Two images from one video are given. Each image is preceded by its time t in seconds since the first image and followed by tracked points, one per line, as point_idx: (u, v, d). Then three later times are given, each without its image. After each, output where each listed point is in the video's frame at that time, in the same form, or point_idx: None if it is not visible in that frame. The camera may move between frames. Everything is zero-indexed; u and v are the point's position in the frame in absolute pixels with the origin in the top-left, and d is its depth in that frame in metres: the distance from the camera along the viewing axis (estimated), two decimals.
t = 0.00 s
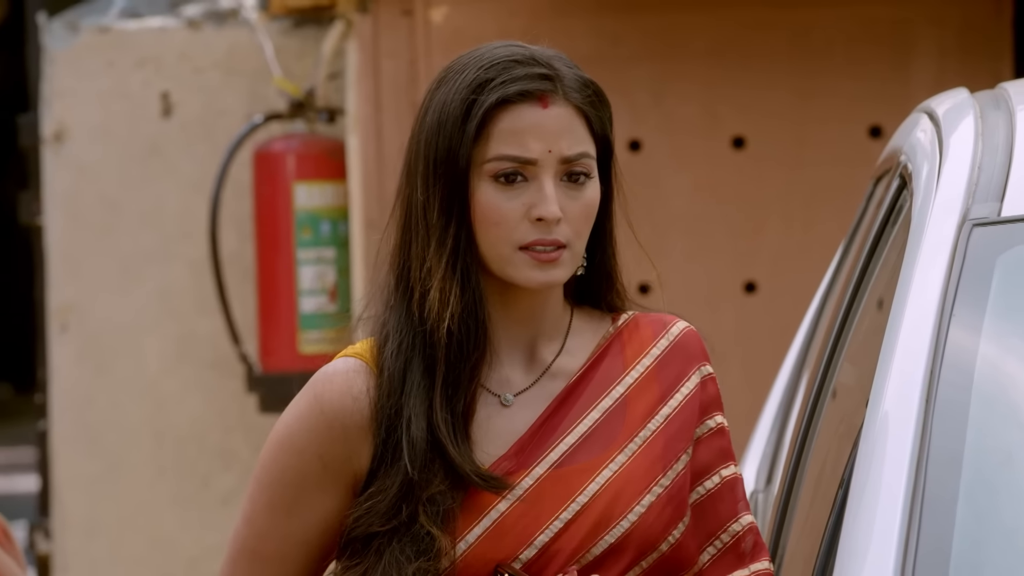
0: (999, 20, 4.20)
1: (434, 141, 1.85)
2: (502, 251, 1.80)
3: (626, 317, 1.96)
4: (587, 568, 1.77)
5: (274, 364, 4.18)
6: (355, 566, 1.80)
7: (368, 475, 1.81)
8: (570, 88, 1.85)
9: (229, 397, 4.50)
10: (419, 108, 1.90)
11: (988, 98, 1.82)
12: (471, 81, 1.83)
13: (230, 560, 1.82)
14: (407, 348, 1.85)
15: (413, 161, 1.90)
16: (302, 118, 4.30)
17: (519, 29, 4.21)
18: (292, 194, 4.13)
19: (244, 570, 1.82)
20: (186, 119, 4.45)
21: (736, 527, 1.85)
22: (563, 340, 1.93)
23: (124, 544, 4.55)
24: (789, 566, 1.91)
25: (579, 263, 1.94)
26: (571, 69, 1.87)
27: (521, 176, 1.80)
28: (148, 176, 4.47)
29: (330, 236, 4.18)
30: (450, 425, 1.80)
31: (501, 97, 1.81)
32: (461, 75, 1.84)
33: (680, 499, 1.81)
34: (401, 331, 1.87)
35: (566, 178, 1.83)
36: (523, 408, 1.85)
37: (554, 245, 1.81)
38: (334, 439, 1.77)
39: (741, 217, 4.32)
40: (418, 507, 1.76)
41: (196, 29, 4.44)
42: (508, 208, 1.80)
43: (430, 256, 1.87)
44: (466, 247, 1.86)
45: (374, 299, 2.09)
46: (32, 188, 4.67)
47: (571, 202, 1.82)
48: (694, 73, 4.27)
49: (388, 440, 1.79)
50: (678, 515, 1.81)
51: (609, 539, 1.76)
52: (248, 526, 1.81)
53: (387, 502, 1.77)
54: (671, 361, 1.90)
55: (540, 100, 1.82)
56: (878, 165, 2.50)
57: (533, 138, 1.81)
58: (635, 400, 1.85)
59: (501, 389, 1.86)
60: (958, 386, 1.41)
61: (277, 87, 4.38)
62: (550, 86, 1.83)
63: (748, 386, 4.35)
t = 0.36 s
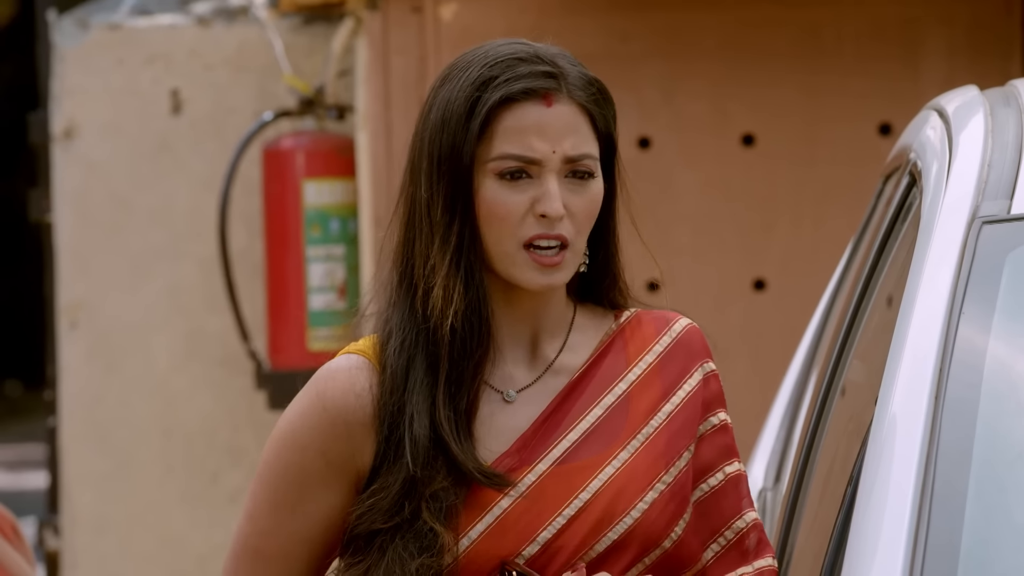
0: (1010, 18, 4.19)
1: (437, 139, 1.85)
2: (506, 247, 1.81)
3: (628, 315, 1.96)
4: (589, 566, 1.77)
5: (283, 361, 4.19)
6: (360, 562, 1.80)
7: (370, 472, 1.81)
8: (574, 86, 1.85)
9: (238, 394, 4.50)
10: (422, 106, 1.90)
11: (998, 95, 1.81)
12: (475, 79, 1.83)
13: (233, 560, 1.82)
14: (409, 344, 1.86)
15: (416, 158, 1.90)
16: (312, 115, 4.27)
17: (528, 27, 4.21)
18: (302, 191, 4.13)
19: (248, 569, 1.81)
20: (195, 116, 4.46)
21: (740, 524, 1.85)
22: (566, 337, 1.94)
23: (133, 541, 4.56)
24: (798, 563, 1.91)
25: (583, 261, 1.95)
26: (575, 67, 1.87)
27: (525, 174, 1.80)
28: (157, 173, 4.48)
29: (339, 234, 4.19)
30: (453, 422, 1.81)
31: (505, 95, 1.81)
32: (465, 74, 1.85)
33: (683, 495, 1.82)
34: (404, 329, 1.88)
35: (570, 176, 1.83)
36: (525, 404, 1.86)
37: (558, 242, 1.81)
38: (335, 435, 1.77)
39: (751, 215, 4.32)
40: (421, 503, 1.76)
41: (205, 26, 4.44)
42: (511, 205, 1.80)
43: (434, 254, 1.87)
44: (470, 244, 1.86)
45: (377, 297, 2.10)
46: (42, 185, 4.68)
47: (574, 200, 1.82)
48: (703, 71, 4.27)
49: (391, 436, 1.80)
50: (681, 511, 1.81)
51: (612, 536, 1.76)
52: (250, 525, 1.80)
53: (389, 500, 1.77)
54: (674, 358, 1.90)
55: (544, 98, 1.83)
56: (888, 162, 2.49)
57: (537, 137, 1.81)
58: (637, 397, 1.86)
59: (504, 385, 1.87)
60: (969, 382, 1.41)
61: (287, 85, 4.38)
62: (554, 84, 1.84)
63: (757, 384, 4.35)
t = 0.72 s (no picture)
0: (1010, 12, 4.21)
1: (432, 139, 1.86)
2: (499, 242, 1.81)
3: (618, 312, 2.00)
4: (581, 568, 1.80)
5: (282, 355, 4.19)
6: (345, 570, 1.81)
7: (360, 474, 1.83)
8: (568, 83, 1.86)
9: (238, 388, 4.51)
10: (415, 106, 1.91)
11: (998, 89, 1.81)
12: (468, 77, 1.83)
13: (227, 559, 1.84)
14: (397, 345, 1.88)
15: (410, 158, 1.91)
16: (312, 109, 4.28)
17: (528, 22, 4.22)
18: (302, 186, 4.13)
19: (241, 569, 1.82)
20: (195, 110, 4.46)
21: (732, 521, 1.90)
22: (557, 336, 1.97)
23: (133, 535, 4.57)
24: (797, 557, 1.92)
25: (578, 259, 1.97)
26: (569, 64, 1.88)
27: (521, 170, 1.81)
28: (157, 167, 4.48)
29: (339, 228, 4.19)
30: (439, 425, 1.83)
31: (500, 92, 1.81)
32: (458, 72, 1.85)
33: (677, 494, 1.84)
34: (394, 331, 1.89)
35: (565, 174, 1.83)
36: (516, 407, 1.88)
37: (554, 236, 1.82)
38: (326, 437, 1.79)
39: (751, 210, 4.32)
40: (408, 512, 1.78)
41: (205, 20, 4.44)
42: (506, 199, 1.80)
43: (427, 254, 1.88)
44: (461, 241, 1.87)
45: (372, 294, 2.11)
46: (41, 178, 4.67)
47: (571, 194, 1.82)
48: (703, 65, 4.27)
49: (378, 441, 1.82)
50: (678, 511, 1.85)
51: (605, 538, 1.80)
52: (246, 524, 1.83)
53: (375, 506, 1.79)
54: (662, 358, 1.93)
55: (537, 95, 1.83)
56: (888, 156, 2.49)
57: (532, 134, 1.81)
58: (628, 396, 1.88)
59: (495, 388, 1.89)
60: (968, 375, 1.42)
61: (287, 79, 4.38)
62: (548, 80, 1.84)
63: (757, 377, 4.36)
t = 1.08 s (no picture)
0: (1009, 7, 4.22)
1: (442, 124, 1.85)
2: (525, 220, 1.83)
3: (599, 305, 2.02)
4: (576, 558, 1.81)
5: (282, 349, 4.18)
6: (358, 567, 1.82)
7: (362, 471, 1.83)
8: (559, 61, 1.93)
9: (238, 382, 4.52)
10: (409, 94, 1.89)
11: (997, 83, 1.81)
12: (475, 59, 1.85)
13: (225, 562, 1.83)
14: (409, 337, 1.87)
15: (411, 149, 1.89)
16: (311, 102, 4.26)
17: (527, 16, 4.22)
18: (301, 179, 4.13)
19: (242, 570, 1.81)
20: (195, 104, 4.46)
21: (718, 508, 1.88)
22: (542, 324, 1.98)
23: (133, 529, 4.57)
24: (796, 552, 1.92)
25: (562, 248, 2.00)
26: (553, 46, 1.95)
27: (537, 146, 1.85)
28: (157, 161, 4.48)
29: (338, 222, 4.17)
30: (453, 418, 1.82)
31: (512, 70, 1.85)
32: (460, 55, 1.86)
33: (665, 482, 1.85)
34: (407, 321, 1.88)
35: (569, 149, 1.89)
36: (506, 398, 1.90)
37: (571, 211, 1.85)
38: (321, 437, 1.79)
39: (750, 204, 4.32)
40: (414, 513, 1.78)
41: (204, 14, 4.44)
42: (529, 176, 1.83)
43: (444, 242, 1.87)
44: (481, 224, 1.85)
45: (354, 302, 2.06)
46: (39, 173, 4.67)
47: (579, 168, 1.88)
48: (703, 59, 4.27)
49: (384, 436, 1.82)
50: (665, 499, 1.85)
51: (598, 525, 1.80)
52: (239, 527, 1.82)
53: (387, 501, 1.78)
54: (646, 348, 1.96)
55: (540, 71, 1.88)
56: (887, 150, 2.50)
57: (544, 110, 1.86)
58: (614, 385, 1.90)
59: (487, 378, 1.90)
60: (966, 370, 1.42)
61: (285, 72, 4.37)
62: (546, 57, 1.90)
63: (756, 372, 4.36)
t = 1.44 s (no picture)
0: (1007, 8, 4.19)
1: (429, 128, 1.84)
2: (508, 228, 1.82)
3: (567, 303, 2.02)
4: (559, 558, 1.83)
5: (277, 353, 4.15)
6: (344, 569, 1.82)
7: (348, 473, 1.83)
8: (548, 68, 1.92)
9: (234, 385, 4.50)
10: (397, 98, 1.88)
11: (994, 86, 1.81)
12: (464, 64, 1.84)
13: (206, 565, 1.82)
14: (394, 342, 1.88)
15: (397, 152, 1.88)
16: (307, 106, 4.27)
17: (523, 19, 4.23)
18: (297, 182, 4.12)
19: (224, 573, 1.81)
20: (192, 107, 4.45)
21: (697, 497, 1.89)
22: (520, 324, 1.98)
23: (130, 532, 4.57)
24: (793, 555, 1.92)
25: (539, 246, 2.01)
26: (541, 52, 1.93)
27: (523, 153, 1.84)
28: (154, 163, 4.48)
29: (335, 225, 4.15)
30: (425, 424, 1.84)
31: (500, 77, 1.83)
32: (448, 60, 1.85)
33: (644, 475, 1.87)
34: (392, 326, 1.89)
35: (554, 154, 1.88)
36: (487, 400, 1.91)
37: (554, 218, 1.85)
38: (307, 438, 1.79)
39: (748, 207, 4.32)
40: (403, 515, 1.79)
41: (201, 17, 4.43)
42: (514, 183, 1.82)
43: (428, 248, 1.87)
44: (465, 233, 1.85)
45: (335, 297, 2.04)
46: (37, 176, 4.67)
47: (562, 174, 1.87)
48: (700, 62, 4.27)
49: (372, 438, 1.82)
50: (644, 491, 1.87)
51: (581, 523, 1.81)
52: (220, 531, 1.81)
53: (376, 503, 1.80)
54: (618, 341, 1.97)
55: (528, 77, 1.87)
56: (884, 153, 2.50)
57: (532, 116, 1.85)
58: (589, 382, 1.90)
59: (468, 381, 1.91)
60: (963, 374, 1.42)
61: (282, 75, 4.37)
62: (534, 63, 1.89)
63: (754, 374, 4.36)
